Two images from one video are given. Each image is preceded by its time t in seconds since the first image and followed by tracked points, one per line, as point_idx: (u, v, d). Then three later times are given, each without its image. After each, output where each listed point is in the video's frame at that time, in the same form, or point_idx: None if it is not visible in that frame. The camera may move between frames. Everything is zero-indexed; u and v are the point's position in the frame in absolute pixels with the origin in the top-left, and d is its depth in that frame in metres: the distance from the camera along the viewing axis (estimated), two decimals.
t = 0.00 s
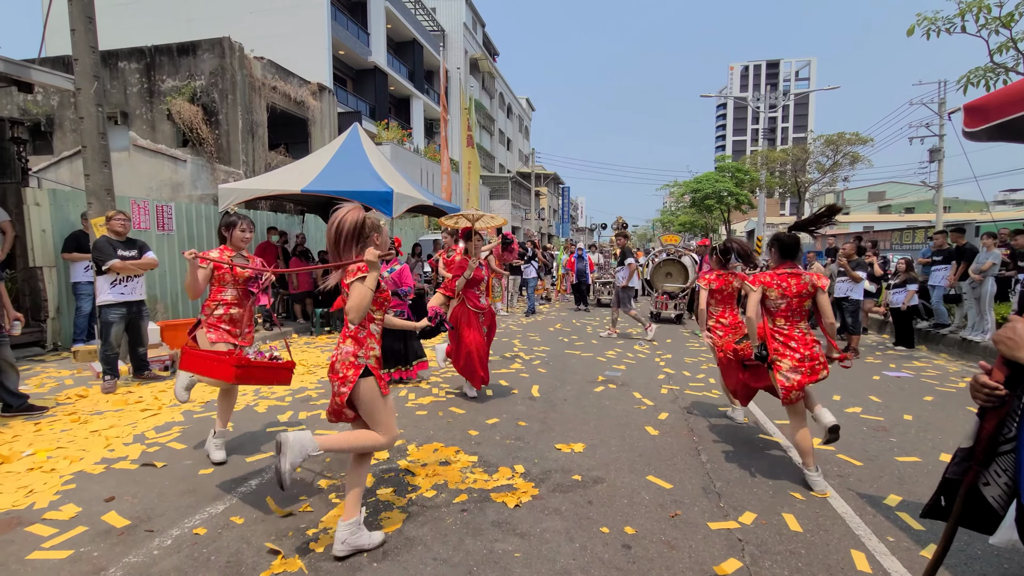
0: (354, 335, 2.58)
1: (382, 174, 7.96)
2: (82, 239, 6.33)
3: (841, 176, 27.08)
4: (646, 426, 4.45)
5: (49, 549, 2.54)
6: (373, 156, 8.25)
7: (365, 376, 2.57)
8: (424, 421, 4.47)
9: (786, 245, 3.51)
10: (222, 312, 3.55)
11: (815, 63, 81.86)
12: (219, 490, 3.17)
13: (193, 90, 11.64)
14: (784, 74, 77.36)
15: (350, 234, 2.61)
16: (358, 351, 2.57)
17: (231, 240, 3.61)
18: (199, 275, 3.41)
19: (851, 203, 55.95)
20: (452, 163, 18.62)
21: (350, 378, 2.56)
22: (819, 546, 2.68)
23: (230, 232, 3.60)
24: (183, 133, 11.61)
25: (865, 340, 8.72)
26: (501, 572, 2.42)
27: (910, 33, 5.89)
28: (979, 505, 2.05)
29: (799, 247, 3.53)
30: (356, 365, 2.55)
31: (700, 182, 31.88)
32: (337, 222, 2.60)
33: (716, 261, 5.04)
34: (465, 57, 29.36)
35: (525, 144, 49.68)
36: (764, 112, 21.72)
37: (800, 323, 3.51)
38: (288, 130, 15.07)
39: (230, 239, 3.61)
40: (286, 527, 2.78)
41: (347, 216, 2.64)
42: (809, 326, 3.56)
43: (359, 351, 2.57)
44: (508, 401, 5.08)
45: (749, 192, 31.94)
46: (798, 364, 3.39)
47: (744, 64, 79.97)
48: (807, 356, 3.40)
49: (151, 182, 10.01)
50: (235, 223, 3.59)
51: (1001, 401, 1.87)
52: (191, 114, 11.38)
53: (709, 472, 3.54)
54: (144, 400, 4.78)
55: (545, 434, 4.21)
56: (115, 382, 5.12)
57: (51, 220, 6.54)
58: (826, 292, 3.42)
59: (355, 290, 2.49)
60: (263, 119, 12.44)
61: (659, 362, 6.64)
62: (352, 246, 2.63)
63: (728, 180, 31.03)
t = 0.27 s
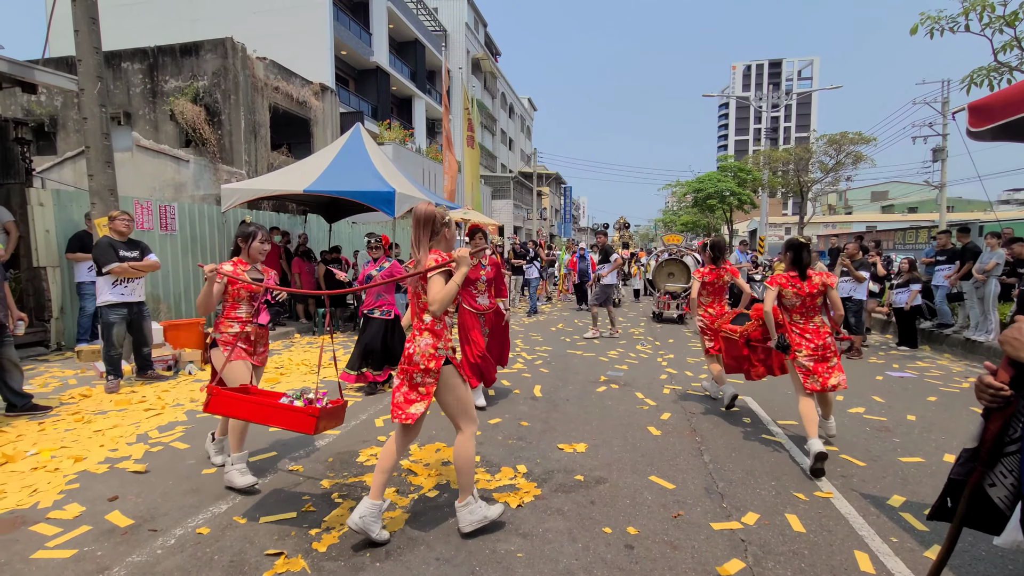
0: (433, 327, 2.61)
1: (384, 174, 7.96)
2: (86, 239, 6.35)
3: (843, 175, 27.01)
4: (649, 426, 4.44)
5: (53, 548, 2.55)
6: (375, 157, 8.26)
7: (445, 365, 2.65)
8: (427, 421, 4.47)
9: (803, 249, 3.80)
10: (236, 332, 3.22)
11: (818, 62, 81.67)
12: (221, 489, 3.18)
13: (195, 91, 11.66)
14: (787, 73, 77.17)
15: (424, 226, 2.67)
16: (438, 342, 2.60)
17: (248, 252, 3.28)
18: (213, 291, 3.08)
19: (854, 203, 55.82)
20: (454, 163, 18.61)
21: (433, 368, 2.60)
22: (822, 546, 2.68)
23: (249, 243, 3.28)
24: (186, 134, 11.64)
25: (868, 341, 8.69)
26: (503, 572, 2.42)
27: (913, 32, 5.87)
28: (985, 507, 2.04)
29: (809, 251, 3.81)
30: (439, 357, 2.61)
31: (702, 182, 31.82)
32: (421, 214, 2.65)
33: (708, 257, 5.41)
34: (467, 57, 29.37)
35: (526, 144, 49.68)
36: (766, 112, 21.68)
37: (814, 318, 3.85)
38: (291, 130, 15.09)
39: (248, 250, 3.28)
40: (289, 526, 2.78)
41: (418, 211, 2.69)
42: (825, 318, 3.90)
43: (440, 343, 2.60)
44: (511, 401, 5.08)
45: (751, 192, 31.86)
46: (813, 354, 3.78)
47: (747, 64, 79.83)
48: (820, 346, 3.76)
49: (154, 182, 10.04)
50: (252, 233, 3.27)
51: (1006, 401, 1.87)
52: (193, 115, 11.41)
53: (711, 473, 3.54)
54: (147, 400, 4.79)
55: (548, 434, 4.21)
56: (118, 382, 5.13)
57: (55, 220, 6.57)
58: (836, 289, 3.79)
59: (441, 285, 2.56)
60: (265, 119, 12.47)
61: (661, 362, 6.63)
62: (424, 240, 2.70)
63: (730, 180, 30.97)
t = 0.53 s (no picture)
0: (514, 337, 2.77)
1: (387, 174, 7.96)
2: (90, 239, 6.37)
3: (847, 175, 26.93)
4: (651, 426, 4.44)
5: (57, 548, 2.56)
6: (378, 157, 8.26)
7: (523, 376, 2.79)
8: (429, 421, 4.47)
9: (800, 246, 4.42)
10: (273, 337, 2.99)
11: (820, 62, 81.47)
12: (224, 489, 3.18)
13: (198, 91, 11.69)
14: (789, 72, 77.03)
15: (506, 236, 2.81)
16: (518, 352, 2.77)
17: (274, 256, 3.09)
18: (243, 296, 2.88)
19: (857, 203, 55.67)
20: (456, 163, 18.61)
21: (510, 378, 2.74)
22: (826, 547, 2.67)
23: (278, 246, 3.07)
24: (188, 134, 11.67)
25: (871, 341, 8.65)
26: (506, 572, 2.42)
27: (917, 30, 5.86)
28: (988, 507, 2.02)
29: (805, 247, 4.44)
30: (520, 363, 2.76)
31: (704, 181, 31.78)
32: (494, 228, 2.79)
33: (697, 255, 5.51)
34: (469, 58, 29.38)
35: (528, 144, 49.67)
36: (769, 111, 21.62)
37: (811, 308, 4.44)
38: (293, 131, 15.11)
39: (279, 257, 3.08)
40: (292, 526, 2.79)
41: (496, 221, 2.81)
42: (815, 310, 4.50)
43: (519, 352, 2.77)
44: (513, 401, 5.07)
45: (754, 192, 31.77)
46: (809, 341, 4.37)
47: (749, 63, 79.67)
48: (816, 332, 4.33)
49: (157, 183, 10.06)
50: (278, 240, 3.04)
51: (1008, 400, 1.91)
52: (196, 115, 11.44)
53: (714, 473, 3.53)
54: (150, 400, 4.81)
55: (550, 434, 4.20)
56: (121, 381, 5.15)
57: (59, 220, 6.59)
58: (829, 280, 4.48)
59: (531, 293, 2.69)
60: (268, 119, 12.49)
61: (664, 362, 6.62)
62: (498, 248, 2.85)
63: (733, 180, 30.88)
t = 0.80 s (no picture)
0: (559, 329, 2.97)
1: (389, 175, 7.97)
2: (94, 239, 6.39)
3: (850, 174, 26.87)
4: (654, 426, 4.43)
5: (61, 547, 2.57)
6: (380, 157, 8.27)
7: (568, 367, 2.96)
8: (432, 421, 4.48)
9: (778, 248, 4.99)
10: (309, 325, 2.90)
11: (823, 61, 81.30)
12: (227, 489, 3.19)
13: (202, 92, 11.72)
14: (792, 72, 76.85)
15: (558, 235, 3.03)
16: (562, 343, 2.95)
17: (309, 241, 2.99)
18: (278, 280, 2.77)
19: (860, 203, 55.50)
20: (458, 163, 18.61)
21: (555, 367, 2.94)
22: (829, 548, 2.66)
23: (315, 231, 2.96)
24: (192, 134, 11.69)
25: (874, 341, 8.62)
26: (509, 572, 2.42)
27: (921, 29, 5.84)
28: (992, 508, 2.01)
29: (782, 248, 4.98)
30: (562, 355, 2.94)
31: (707, 181, 31.70)
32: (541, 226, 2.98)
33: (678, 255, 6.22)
34: (472, 58, 29.39)
35: (531, 144, 49.68)
36: (772, 111, 21.57)
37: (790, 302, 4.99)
38: (296, 131, 15.14)
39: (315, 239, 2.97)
40: (295, 525, 2.79)
41: (546, 217, 3.02)
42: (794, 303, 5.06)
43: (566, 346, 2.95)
44: (516, 401, 5.07)
45: (757, 191, 31.70)
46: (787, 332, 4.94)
47: (752, 63, 79.54)
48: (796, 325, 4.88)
49: (160, 183, 10.09)
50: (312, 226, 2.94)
51: (1013, 401, 1.87)
52: (200, 116, 11.46)
53: (717, 474, 3.52)
54: (153, 399, 4.82)
55: (553, 434, 4.20)
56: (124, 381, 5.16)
57: (62, 221, 6.56)
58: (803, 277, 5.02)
59: (580, 290, 2.88)
60: (271, 120, 12.51)
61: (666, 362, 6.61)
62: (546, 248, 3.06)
63: (735, 179, 30.83)
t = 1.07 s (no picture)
0: (617, 325, 3.06)
1: (391, 175, 7.97)
2: (98, 239, 6.41)
3: (853, 174, 26.81)
4: (656, 426, 4.42)
5: (65, 546, 2.57)
6: (383, 158, 8.28)
7: (622, 362, 3.08)
8: (434, 421, 4.48)
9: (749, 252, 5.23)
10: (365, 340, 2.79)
11: (826, 61, 81.14)
12: (230, 488, 3.20)
13: (205, 93, 11.76)
14: (795, 71, 76.65)
15: (607, 236, 3.11)
16: (619, 338, 3.07)
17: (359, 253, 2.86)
18: (340, 293, 2.64)
19: (863, 203, 55.35)
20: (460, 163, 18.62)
21: (613, 360, 3.05)
22: (832, 549, 2.65)
23: (368, 242, 2.84)
24: (195, 135, 11.71)
25: (879, 341, 8.59)
26: (511, 572, 2.42)
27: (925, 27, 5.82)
28: (996, 509, 2.01)
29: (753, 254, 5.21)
30: (619, 349, 3.06)
31: (709, 181, 31.65)
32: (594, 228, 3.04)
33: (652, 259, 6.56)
34: (474, 58, 29.41)
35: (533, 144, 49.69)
36: (775, 110, 21.52)
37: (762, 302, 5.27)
38: (299, 131, 15.16)
39: (367, 251, 2.83)
40: (297, 525, 2.79)
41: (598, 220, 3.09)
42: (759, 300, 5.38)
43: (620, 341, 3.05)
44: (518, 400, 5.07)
45: (760, 191, 31.62)
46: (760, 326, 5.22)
47: (754, 63, 79.40)
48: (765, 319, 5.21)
49: (164, 183, 10.11)
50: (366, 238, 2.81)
51: (1017, 400, 1.86)
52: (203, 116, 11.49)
53: (720, 474, 3.51)
54: (157, 398, 4.84)
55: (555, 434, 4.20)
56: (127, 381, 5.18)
57: (67, 221, 6.63)
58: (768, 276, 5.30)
59: (641, 287, 2.97)
60: (273, 120, 12.53)
61: (669, 362, 6.60)
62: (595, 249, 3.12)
63: (738, 179, 30.76)
